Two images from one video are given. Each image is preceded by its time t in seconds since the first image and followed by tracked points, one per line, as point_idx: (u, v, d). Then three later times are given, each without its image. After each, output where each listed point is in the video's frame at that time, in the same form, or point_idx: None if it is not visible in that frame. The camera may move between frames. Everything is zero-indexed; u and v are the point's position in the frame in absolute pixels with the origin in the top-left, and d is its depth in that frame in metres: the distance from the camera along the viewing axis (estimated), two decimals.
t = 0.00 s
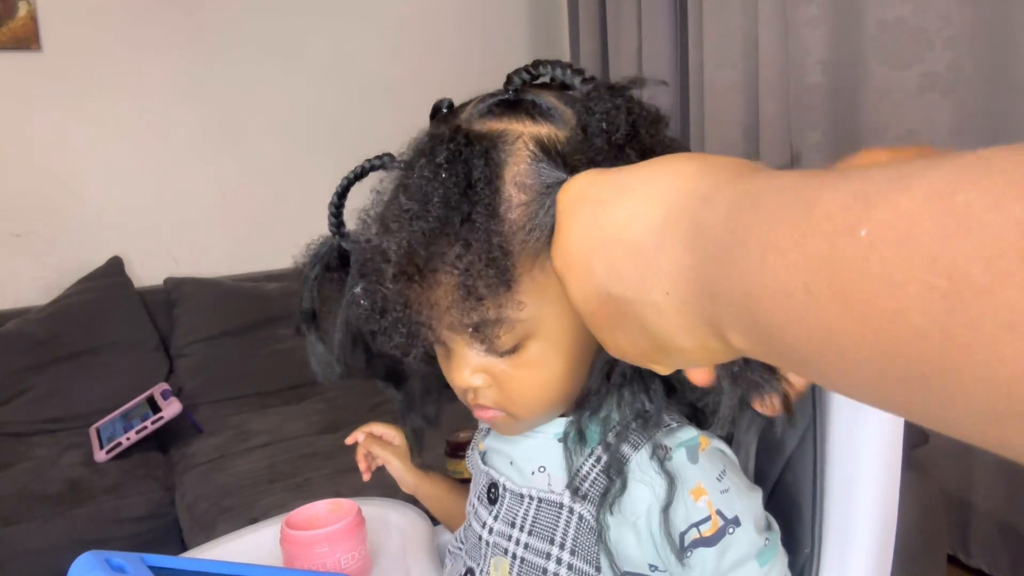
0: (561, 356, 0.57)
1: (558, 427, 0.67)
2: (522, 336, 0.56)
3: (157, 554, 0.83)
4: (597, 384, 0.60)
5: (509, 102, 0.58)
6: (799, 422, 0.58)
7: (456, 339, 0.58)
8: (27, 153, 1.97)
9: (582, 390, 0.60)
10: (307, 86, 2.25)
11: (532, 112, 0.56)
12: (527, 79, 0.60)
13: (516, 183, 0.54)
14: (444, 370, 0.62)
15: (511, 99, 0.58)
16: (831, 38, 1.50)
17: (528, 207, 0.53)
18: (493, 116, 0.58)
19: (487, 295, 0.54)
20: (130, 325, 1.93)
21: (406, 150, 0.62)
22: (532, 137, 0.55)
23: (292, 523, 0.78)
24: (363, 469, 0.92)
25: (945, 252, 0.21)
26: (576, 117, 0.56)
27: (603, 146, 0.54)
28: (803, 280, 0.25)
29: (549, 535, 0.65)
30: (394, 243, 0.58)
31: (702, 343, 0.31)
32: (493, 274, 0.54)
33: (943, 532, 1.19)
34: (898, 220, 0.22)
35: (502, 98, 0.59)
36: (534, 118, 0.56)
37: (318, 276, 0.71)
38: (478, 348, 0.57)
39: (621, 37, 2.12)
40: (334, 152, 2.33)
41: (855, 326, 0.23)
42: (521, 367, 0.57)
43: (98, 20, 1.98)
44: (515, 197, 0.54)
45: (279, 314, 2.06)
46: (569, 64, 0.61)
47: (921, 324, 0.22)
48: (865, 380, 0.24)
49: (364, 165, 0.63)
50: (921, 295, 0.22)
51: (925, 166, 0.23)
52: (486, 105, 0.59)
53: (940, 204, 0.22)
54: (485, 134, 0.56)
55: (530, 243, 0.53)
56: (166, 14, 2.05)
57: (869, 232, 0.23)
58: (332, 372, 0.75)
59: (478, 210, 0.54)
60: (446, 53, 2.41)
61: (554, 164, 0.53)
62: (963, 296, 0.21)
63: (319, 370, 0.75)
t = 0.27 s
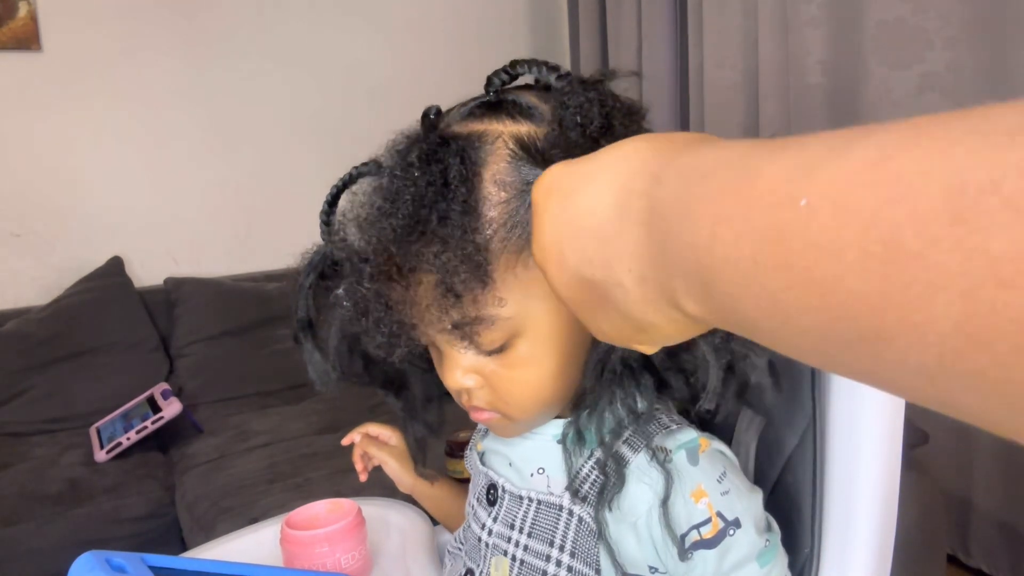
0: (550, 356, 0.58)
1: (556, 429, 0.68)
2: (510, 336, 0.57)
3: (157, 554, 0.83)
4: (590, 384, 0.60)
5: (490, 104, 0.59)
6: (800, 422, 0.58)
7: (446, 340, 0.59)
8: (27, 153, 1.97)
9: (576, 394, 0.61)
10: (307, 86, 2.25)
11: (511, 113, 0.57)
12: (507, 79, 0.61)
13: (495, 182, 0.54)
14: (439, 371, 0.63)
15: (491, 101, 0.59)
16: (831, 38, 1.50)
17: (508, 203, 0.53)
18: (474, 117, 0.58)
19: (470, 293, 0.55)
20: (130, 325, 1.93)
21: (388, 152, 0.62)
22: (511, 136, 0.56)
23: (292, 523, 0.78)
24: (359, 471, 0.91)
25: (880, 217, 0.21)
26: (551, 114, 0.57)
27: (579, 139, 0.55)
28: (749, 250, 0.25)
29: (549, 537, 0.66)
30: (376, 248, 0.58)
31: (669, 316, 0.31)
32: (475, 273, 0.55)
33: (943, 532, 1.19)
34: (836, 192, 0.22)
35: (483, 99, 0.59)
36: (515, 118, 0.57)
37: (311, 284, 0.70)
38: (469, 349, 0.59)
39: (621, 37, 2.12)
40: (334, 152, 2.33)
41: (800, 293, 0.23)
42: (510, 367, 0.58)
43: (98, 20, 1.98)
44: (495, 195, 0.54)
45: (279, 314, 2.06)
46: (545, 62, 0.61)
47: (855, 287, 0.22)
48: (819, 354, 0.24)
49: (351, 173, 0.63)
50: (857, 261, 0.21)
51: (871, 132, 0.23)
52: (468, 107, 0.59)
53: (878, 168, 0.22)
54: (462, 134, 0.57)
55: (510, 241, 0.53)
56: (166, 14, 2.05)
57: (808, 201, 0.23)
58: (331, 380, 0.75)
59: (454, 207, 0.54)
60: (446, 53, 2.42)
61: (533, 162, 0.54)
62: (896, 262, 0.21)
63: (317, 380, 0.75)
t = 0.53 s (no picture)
0: (549, 351, 0.58)
1: (555, 430, 0.68)
2: (508, 329, 0.58)
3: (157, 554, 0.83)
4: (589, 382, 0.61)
5: (495, 100, 0.59)
6: (801, 421, 0.58)
7: (444, 333, 0.60)
8: (27, 153, 1.98)
9: (572, 390, 0.62)
10: (307, 85, 2.26)
11: (515, 107, 0.58)
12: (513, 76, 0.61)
13: (497, 176, 0.55)
14: (438, 365, 0.64)
15: (497, 97, 0.60)
16: (831, 38, 1.50)
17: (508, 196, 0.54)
18: (479, 112, 0.59)
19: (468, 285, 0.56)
20: (130, 325, 1.93)
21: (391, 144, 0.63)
22: (514, 131, 0.56)
23: (291, 523, 0.79)
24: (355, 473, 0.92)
25: (797, 267, 0.21)
26: (554, 107, 0.58)
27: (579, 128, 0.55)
28: (679, 286, 0.25)
29: (548, 539, 0.66)
30: (375, 236, 0.59)
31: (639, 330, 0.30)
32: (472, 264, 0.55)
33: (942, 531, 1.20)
34: (750, 243, 0.22)
35: (488, 95, 0.60)
36: (518, 112, 0.58)
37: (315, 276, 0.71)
38: (467, 341, 0.60)
39: (621, 37, 2.12)
40: (334, 152, 2.33)
41: (745, 331, 0.23)
42: (508, 361, 0.59)
43: (97, 20, 1.98)
44: (495, 188, 0.55)
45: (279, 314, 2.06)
46: (549, 58, 0.63)
47: (795, 327, 0.22)
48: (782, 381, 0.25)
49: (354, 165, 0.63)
50: (792, 310, 0.21)
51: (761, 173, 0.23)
52: (474, 103, 0.60)
53: (786, 213, 0.21)
54: (465, 128, 0.58)
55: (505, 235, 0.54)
56: (166, 14, 2.05)
57: (720, 252, 0.23)
58: (331, 371, 0.76)
59: (454, 199, 0.55)
60: (446, 52, 2.42)
61: (532, 155, 0.54)
62: (828, 311, 0.21)
63: (318, 370, 0.75)
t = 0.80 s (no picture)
0: (542, 354, 0.58)
1: (552, 431, 0.68)
2: (499, 331, 0.58)
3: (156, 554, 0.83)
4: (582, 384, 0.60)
5: (485, 102, 0.59)
6: (800, 421, 0.57)
7: (438, 337, 0.60)
8: (26, 152, 1.97)
9: (568, 393, 0.62)
10: (307, 85, 2.25)
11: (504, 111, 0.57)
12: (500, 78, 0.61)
13: (484, 178, 0.55)
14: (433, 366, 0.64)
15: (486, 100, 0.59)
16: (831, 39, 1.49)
17: (497, 198, 0.55)
18: (468, 115, 0.58)
19: (457, 287, 0.56)
20: (130, 325, 1.93)
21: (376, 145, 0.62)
22: (503, 133, 0.56)
23: (291, 523, 0.78)
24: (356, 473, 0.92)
25: (854, 120, 0.23)
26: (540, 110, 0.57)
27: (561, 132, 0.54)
28: (732, 155, 0.26)
29: (545, 540, 0.66)
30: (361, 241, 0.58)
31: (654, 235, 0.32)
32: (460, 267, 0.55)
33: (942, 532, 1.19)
34: (800, 183, 0.24)
35: (478, 99, 0.60)
36: (506, 113, 0.58)
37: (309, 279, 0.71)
38: (462, 343, 0.60)
39: (621, 36, 2.12)
40: (334, 151, 2.33)
41: (775, 191, 0.25)
42: (502, 363, 0.59)
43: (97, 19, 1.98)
44: (483, 190, 0.55)
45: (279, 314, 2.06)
46: (536, 59, 0.62)
47: (827, 186, 0.24)
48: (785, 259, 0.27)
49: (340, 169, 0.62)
50: (831, 164, 0.23)
51: (842, 44, 0.25)
52: (463, 106, 0.59)
53: (858, 74, 0.24)
54: (452, 132, 0.57)
55: (503, 234, 0.55)
56: (166, 14, 2.05)
57: (773, 195, 0.25)
58: (332, 374, 0.76)
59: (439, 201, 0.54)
60: (447, 52, 2.42)
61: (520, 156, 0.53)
62: (869, 161, 0.23)
63: (317, 372, 0.76)
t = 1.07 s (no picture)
0: (539, 356, 0.59)
1: (546, 433, 0.69)
2: (500, 334, 0.58)
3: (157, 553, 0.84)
4: (580, 386, 0.62)
5: (492, 102, 0.58)
6: (800, 421, 0.57)
7: (435, 338, 0.61)
8: (26, 152, 1.98)
9: (563, 395, 0.63)
10: (307, 85, 2.26)
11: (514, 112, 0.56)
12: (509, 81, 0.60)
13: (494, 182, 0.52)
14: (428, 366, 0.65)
15: (495, 100, 0.59)
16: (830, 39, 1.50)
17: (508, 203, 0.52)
18: (475, 115, 0.57)
19: (459, 290, 0.56)
20: (130, 325, 1.93)
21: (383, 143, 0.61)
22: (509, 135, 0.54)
23: (292, 523, 0.79)
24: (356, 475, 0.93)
25: (839, 139, 0.22)
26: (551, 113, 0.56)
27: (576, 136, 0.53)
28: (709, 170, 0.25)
29: (540, 542, 0.67)
30: (367, 241, 0.58)
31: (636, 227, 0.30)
32: (463, 269, 0.55)
33: (941, 530, 1.20)
34: (827, 201, 0.23)
35: (485, 98, 0.59)
36: (513, 116, 0.56)
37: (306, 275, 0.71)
38: (459, 346, 0.60)
39: (621, 37, 2.12)
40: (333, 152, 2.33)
41: (763, 207, 0.25)
42: (499, 366, 0.60)
43: (97, 20, 1.98)
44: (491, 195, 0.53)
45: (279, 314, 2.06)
46: (547, 61, 0.62)
47: (816, 203, 0.23)
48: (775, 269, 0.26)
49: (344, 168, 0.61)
50: (820, 181, 0.23)
51: (821, 56, 0.24)
52: (471, 105, 0.59)
53: (840, 94, 0.22)
54: (461, 134, 0.55)
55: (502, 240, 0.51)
56: (166, 14, 2.06)
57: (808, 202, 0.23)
58: (322, 369, 0.76)
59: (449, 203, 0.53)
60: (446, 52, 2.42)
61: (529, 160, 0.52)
62: (859, 178, 0.22)
63: (307, 368, 0.76)
